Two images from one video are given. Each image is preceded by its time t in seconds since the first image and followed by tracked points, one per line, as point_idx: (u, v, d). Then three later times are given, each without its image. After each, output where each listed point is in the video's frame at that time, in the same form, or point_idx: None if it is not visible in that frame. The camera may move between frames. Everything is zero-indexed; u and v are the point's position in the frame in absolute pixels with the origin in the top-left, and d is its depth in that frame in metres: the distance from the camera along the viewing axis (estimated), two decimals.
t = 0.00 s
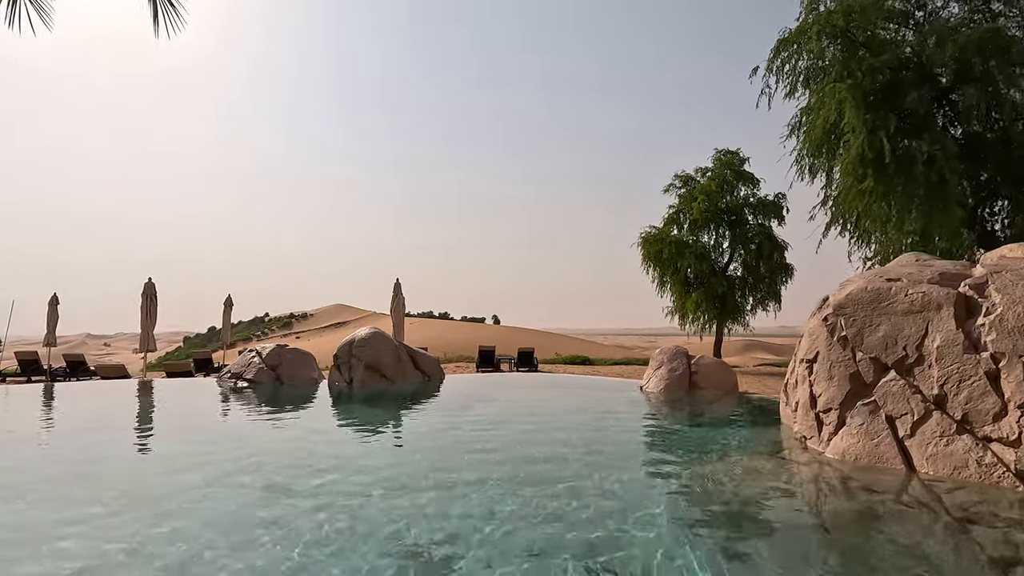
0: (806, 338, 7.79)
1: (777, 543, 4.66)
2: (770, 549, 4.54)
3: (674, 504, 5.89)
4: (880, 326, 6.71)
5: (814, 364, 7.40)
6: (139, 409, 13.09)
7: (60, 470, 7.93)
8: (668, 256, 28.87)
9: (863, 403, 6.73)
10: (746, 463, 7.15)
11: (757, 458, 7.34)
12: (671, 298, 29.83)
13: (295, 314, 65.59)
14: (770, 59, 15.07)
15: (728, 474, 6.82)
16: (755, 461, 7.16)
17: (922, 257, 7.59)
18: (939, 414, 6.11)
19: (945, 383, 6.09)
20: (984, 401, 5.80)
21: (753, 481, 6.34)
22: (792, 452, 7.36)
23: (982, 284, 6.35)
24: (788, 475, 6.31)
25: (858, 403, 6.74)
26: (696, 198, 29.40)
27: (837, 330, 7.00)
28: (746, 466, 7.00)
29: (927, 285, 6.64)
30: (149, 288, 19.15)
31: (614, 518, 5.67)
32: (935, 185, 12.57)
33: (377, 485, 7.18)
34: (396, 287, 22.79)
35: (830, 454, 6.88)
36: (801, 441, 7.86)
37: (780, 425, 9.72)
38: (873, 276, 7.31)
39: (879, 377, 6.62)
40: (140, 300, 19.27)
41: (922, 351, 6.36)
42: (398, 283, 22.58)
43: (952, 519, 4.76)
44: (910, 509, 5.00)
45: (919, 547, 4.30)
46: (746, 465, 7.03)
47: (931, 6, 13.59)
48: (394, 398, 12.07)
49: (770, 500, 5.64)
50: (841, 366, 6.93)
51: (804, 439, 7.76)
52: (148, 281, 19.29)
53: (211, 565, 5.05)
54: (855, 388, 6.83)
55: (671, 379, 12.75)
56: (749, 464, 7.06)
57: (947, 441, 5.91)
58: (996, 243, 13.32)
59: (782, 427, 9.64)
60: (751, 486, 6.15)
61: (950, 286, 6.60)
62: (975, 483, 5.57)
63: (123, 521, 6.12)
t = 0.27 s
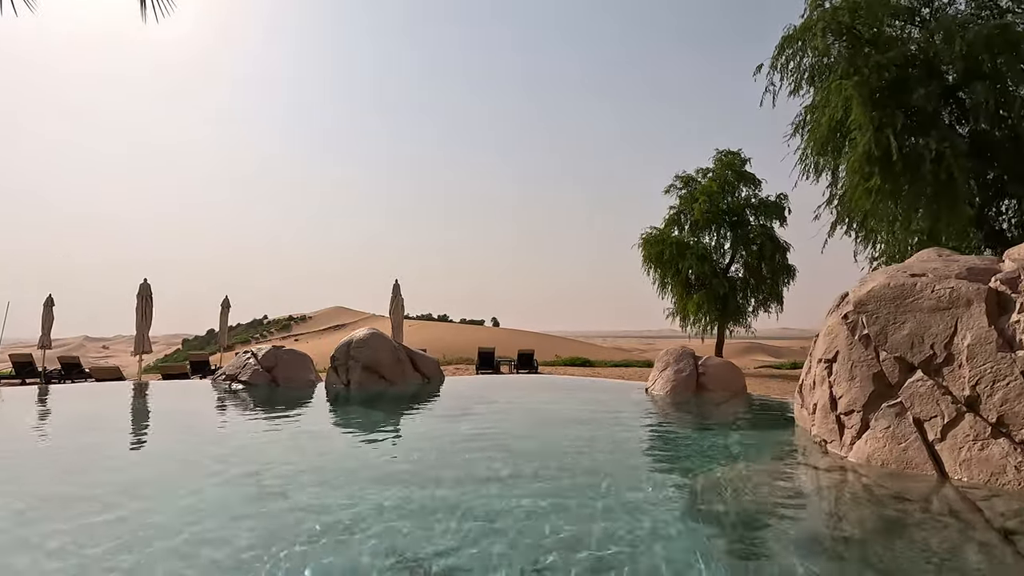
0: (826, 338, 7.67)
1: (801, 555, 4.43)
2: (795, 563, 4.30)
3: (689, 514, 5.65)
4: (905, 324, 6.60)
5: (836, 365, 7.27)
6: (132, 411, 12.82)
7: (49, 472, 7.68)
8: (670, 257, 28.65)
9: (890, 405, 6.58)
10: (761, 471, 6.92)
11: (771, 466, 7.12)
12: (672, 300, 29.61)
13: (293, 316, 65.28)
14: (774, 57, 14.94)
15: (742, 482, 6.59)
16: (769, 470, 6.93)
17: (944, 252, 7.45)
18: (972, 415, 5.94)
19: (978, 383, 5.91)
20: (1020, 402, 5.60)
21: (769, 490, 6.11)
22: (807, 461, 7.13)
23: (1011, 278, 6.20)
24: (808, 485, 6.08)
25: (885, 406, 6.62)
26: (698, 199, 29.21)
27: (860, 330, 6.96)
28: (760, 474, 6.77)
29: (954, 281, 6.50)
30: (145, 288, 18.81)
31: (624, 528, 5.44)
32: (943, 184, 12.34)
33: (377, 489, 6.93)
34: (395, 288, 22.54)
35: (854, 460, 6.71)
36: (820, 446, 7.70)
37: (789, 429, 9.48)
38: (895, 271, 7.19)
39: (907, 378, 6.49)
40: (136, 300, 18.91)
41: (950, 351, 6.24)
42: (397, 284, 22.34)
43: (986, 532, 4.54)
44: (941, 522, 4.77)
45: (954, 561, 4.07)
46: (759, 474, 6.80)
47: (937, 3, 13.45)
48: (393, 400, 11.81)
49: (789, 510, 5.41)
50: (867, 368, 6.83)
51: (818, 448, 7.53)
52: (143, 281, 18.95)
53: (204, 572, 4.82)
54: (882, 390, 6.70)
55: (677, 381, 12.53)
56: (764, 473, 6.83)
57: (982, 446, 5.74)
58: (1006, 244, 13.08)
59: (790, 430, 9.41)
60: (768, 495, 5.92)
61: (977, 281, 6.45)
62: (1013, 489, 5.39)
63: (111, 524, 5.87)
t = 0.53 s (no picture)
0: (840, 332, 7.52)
1: (823, 561, 4.22)
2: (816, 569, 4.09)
3: (699, 517, 5.44)
4: (927, 316, 6.45)
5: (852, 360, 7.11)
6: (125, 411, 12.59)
7: (35, 473, 7.42)
8: (671, 256, 28.40)
9: (912, 401, 6.36)
10: (773, 473, 6.68)
11: (782, 469, 6.87)
12: (674, 299, 29.37)
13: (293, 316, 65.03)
14: (778, 50, 14.74)
15: (754, 486, 6.33)
16: (781, 473, 6.68)
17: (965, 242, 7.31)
18: (1001, 412, 5.78)
19: (1008, 378, 5.78)
20: None
21: (782, 495, 5.84)
22: (820, 462, 6.88)
23: None
24: (823, 489, 5.84)
25: (906, 402, 6.39)
26: (699, 197, 28.97)
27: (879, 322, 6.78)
28: (773, 478, 6.51)
29: (977, 270, 6.38)
30: (140, 285, 18.46)
31: (631, 535, 5.18)
32: (953, 178, 12.10)
33: (373, 492, 6.68)
34: (394, 286, 22.29)
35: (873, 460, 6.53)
36: (834, 444, 7.53)
37: (797, 429, 9.22)
38: (914, 261, 7.06)
39: (930, 373, 6.31)
40: (131, 298, 18.47)
41: (977, 344, 6.09)
42: (396, 282, 22.11)
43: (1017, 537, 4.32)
44: (969, 528, 4.55)
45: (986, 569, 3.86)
46: (772, 477, 6.54)
47: None
48: (389, 398, 11.56)
49: (807, 515, 5.15)
50: (887, 362, 6.64)
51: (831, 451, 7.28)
52: (138, 279, 18.59)
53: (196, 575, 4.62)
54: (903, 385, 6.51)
55: (682, 378, 12.29)
56: (776, 477, 6.58)
57: (1014, 445, 5.55)
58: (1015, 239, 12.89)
59: (797, 430, 9.16)
60: (783, 500, 5.67)
61: (1001, 271, 6.34)
62: None
63: (96, 526, 5.63)
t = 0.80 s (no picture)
0: (858, 324, 7.24)
1: None
2: None
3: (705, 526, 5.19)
4: (954, 305, 6.16)
5: (872, 355, 6.84)
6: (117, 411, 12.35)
7: (17, 480, 7.19)
8: (674, 253, 28.07)
9: (940, 397, 6.13)
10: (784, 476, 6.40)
11: (794, 470, 6.59)
12: (677, 297, 29.04)
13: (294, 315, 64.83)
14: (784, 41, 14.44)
15: (764, 489, 6.05)
16: (792, 476, 6.40)
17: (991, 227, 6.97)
18: None
19: None
20: None
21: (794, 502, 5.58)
22: (832, 464, 6.60)
23: None
24: (838, 493, 5.55)
25: (933, 398, 6.17)
26: (703, 193, 28.63)
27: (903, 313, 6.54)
28: (783, 481, 6.23)
29: (1006, 256, 6.07)
30: (135, 283, 18.18)
31: (635, 546, 4.92)
32: (965, 169, 11.80)
33: (365, 501, 6.43)
34: (393, 284, 22.03)
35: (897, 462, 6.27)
36: (853, 443, 7.27)
37: (804, 429, 8.94)
38: (939, 247, 6.77)
39: (958, 368, 6.05)
40: (127, 297, 18.17)
41: (1010, 336, 5.79)
42: (396, 279, 21.83)
43: None
44: (994, 538, 4.28)
45: None
46: (783, 480, 6.26)
47: None
48: (385, 397, 11.30)
49: (822, 523, 4.87)
50: (912, 356, 6.41)
51: (842, 452, 7.00)
52: (134, 277, 18.30)
53: None
54: (929, 380, 6.27)
55: (687, 376, 12.01)
56: (787, 479, 6.31)
57: None
58: None
59: (805, 430, 8.87)
60: (797, 505, 5.39)
61: None
62: None
63: (73, 543, 5.39)
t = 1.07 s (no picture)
0: (880, 323, 7.03)
1: None
2: None
3: (716, 534, 4.92)
4: (985, 302, 5.91)
5: (896, 355, 6.61)
6: (111, 412, 12.13)
7: (6, 481, 6.98)
8: (679, 255, 27.79)
9: (970, 399, 5.86)
10: (800, 484, 6.14)
11: (810, 478, 6.32)
12: (682, 299, 28.75)
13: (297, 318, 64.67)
14: (791, 37, 14.20)
15: (780, 498, 5.78)
16: (809, 484, 6.13)
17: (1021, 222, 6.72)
18: None
19: None
20: None
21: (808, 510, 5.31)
22: (850, 472, 6.34)
23: None
24: (860, 504, 5.28)
25: (963, 401, 5.89)
26: (708, 194, 28.35)
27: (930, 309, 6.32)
28: (799, 489, 5.97)
29: None
30: (135, 285, 17.99)
31: (641, 553, 4.66)
32: (980, 166, 11.53)
33: (363, 503, 6.21)
34: (394, 285, 21.82)
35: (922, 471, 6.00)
36: (875, 450, 7.01)
37: (816, 432, 8.67)
38: (968, 242, 6.57)
39: (989, 368, 5.78)
40: (126, 298, 17.98)
41: None
42: (397, 281, 21.61)
43: None
44: None
45: None
46: (799, 489, 5.99)
47: None
48: (384, 398, 11.09)
49: (844, 536, 4.60)
50: (939, 355, 6.17)
51: (860, 460, 6.72)
52: (133, 278, 18.10)
53: None
54: (958, 382, 6.01)
55: (694, 377, 11.76)
56: (804, 487, 6.04)
57: None
58: None
59: (817, 433, 8.61)
60: (816, 516, 5.12)
61: None
62: None
63: (58, 545, 5.17)
